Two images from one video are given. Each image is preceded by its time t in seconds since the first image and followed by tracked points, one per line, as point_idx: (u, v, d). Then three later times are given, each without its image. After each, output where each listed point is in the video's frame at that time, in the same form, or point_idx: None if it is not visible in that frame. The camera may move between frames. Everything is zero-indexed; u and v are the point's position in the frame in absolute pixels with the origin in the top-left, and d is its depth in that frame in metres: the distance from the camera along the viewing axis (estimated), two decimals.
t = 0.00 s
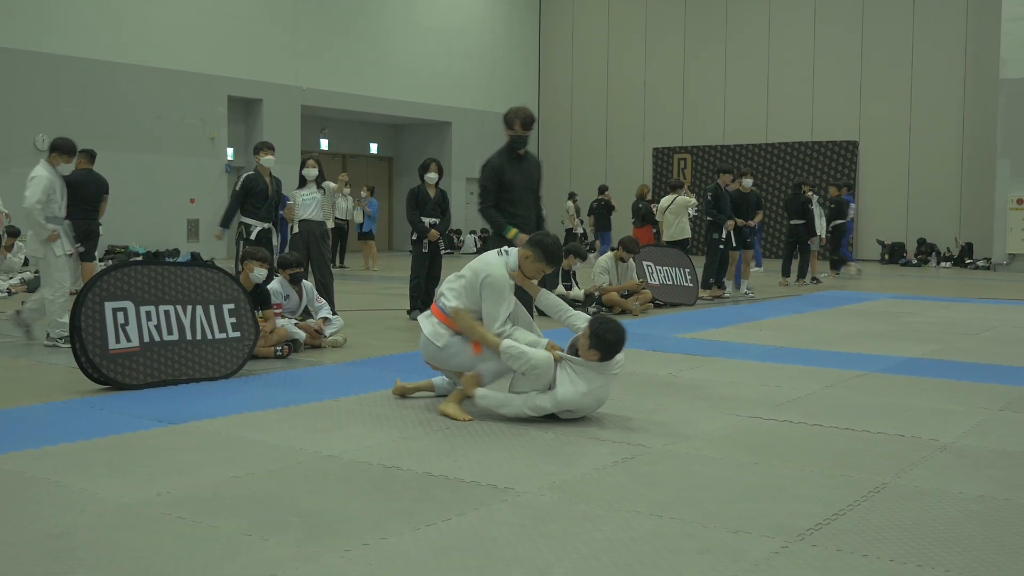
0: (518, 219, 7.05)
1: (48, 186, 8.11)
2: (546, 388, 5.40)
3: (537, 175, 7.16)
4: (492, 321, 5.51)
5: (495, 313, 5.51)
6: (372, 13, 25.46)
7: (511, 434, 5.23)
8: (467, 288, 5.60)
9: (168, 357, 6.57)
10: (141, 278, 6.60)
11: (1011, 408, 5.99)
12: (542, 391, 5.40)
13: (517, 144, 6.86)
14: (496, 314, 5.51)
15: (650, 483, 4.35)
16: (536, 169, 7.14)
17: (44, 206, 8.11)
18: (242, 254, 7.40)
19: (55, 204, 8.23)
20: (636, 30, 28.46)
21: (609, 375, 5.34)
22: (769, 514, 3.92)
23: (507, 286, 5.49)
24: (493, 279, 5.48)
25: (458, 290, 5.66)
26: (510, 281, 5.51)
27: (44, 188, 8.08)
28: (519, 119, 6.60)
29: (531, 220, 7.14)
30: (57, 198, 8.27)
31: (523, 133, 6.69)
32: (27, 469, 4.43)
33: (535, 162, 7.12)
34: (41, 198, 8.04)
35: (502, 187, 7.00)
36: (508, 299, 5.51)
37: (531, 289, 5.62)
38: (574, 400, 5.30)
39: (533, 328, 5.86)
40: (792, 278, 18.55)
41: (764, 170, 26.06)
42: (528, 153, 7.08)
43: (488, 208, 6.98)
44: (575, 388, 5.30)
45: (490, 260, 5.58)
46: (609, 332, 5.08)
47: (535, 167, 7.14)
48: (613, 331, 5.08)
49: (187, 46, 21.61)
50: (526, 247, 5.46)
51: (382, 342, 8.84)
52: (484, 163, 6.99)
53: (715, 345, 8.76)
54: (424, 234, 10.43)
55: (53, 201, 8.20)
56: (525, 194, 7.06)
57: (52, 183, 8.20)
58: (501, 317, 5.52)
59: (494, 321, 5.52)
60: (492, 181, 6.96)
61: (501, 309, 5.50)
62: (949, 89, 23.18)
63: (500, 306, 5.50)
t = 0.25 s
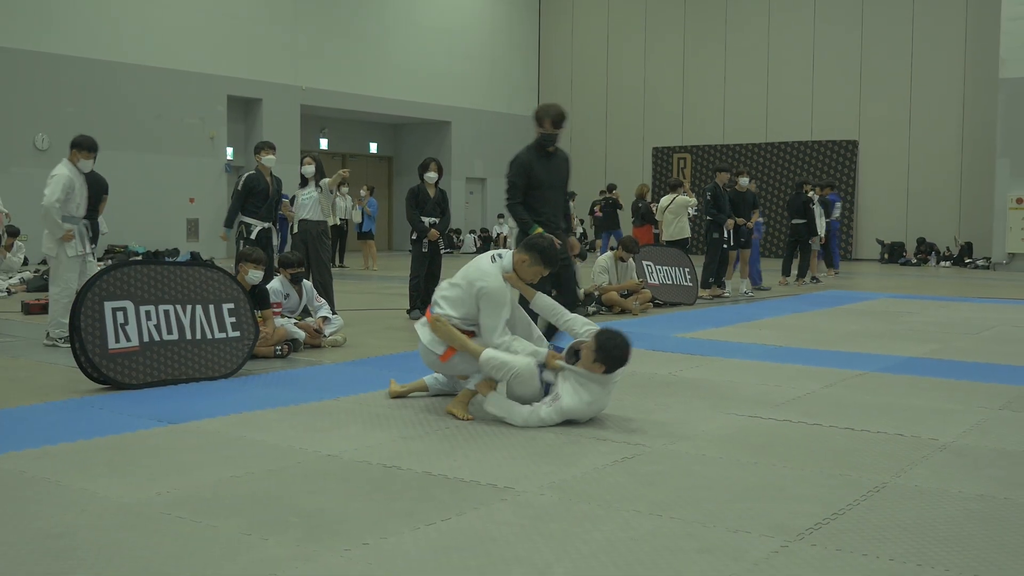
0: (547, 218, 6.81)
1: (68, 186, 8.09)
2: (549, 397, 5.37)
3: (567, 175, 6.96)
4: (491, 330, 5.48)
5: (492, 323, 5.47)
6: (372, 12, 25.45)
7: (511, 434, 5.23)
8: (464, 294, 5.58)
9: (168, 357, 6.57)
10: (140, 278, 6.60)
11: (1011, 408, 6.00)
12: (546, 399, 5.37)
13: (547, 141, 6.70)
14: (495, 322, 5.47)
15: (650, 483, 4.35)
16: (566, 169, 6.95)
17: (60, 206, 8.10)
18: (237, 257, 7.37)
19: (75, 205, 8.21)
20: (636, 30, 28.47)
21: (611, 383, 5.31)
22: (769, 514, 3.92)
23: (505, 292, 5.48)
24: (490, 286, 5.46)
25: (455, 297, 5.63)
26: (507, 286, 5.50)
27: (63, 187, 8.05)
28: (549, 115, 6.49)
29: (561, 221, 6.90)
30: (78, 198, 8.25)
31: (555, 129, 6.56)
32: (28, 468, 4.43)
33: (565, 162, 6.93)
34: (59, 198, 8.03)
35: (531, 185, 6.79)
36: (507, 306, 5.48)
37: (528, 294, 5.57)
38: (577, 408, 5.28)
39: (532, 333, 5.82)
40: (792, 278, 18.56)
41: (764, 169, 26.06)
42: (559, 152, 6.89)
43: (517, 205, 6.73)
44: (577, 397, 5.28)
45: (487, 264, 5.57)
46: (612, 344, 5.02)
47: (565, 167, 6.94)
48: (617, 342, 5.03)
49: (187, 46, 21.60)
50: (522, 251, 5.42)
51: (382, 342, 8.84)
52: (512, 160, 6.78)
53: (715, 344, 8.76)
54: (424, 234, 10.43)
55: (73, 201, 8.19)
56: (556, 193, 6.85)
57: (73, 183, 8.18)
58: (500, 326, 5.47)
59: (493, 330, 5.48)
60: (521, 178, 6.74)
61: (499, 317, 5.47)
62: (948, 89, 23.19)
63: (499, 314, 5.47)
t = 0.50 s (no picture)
0: (579, 219, 6.92)
1: (82, 185, 8.06)
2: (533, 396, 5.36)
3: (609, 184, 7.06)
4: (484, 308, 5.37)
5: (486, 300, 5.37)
6: (372, 12, 25.44)
7: (511, 434, 5.23)
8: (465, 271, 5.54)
9: (168, 357, 6.57)
10: (140, 277, 6.60)
11: (1011, 407, 5.99)
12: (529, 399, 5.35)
13: (589, 147, 6.84)
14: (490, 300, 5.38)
15: (650, 483, 4.35)
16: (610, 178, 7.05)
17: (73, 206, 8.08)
18: (236, 258, 7.36)
19: (91, 206, 8.16)
20: (636, 30, 28.46)
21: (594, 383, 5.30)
22: (769, 513, 3.91)
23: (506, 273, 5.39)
24: (491, 265, 5.38)
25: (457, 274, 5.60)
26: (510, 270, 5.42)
27: (78, 187, 8.04)
28: (591, 118, 6.66)
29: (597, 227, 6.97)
30: (95, 199, 8.19)
31: (595, 133, 6.72)
32: (27, 468, 4.43)
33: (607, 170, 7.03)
34: (71, 197, 8.01)
35: (566, 186, 6.92)
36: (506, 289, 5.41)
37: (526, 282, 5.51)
38: (559, 408, 5.25)
39: (529, 331, 5.81)
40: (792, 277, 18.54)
41: (764, 169, 26.05)
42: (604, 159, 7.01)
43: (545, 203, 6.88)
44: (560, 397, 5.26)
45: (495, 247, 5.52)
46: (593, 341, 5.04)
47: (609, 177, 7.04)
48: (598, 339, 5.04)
49: (187, 46, 21.60)
50: (531, 238, 5.39)
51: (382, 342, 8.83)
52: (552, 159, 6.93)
53: (715, 344, 8.75)
54: (424, 233, 10.42)
55: (89, 201, 8.15)
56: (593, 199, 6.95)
57: (89, 183, 8.14)
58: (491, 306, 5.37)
59: (484, 307, 5.37)
60: (556, 177, 6.88)
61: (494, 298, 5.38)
62: (949, 89, 23.17)
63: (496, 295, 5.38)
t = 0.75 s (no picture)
0: (626, 215, 6.72)
1: (91, 185, 7.95)
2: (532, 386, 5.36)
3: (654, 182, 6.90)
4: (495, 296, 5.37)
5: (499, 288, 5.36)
6: (372, 12, 25.45)
7: (511, 434, 5.23)
8: (480, 255, 5.50)
9: (168, 357, 6.57)
10: (141, 276, 6.60)
11: (1012, 407, 5.98)
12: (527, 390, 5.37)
13: (636, 143, 6.70)
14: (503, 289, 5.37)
15: (650, 483, 4.35)
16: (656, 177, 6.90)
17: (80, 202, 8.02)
18: (236, 258, 7.36)
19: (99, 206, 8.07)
20: (636, 30, 28.48)
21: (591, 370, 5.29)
22: (769, 513, 3.91)
23: (524, 265, 5.35)
24: (509, 255, 5.34)
25: (472, 254, 5.56)
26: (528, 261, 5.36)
27: (87, 188, 7.95)
28: (638, 113, 6.55)
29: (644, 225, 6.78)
30: (105, 199, 8.09)
31: (643, 129, 6.59)
32: (27, 469, 4.43)
33: (654, 167, 6.88)
34: (79, 196, 7.93)
35: (608, 181, 6.77)
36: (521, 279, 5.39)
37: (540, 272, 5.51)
38: (555, 395, 5.24)
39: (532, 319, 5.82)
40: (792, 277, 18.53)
41: (764, 169, 26.04)
42: (649, 157, 6.87)
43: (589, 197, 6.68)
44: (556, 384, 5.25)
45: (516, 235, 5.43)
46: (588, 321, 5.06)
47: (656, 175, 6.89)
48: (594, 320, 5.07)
49: (187, 46, 21.60)
50: (551, 235, 5.34)
51: (382, 341, 8.83)
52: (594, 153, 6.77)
53: (715, 344, 8.74)
54: (425, 234, 10.49)
55: (97, 202, 8.08)
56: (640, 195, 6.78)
57: (100, 183, 8.02)
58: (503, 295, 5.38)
59: (495, 294, 5.38)
60: (597, 171, 6.71)
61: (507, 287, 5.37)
62: (949, 89, 23.17)
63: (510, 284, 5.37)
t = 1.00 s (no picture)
0: (659, 219, 6.54)
1: (91, 186, 7.94)
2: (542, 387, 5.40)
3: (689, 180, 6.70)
4: (523, 308, 5.31)
5: (528, 300, 5.30)
6: (372, 13, 25.45)
7: (511, 434, 5.23)
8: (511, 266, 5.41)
9: (168, 357, 6.57)
10: (140, 276, 6.60)
11: (1012, 407, 5.98)
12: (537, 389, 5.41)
13: (665, 144, 6.50)
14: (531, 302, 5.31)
15: (651, 482, 4.35)
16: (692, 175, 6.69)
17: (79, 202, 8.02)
18: (236, 258, 7.36)
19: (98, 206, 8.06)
20: (637, 30, 28.48)
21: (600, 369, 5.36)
22: (769, 513, 3.91)
23: (556, 279, 5.27)
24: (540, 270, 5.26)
25: (502, 262, 5.48)
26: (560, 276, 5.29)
27: (87, 187, 7.93)
28: (663, 114, 6.33)
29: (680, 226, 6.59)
30: (104, 200, 8.08)
31: (671, 130, 6.38)
32: (27, 469, 4.43)
33: (688, 165, 6.67)
34: (78, 195, 7.92)
35: (638, 184, 6.61)
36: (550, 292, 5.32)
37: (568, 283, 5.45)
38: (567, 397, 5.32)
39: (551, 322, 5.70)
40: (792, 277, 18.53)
41: (764, 169, 26.04)
42: (683, 155, 6.67)
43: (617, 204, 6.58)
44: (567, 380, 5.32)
45: (549, 248, 5.34)
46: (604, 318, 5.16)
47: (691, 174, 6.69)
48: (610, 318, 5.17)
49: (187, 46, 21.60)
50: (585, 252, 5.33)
51: (382, 341, 8.83)
52: (623, 157, 6.62)
53: (715, 344, 8.73)
54: (425, 233, 10.45)
55: (96, 201, 8.06)
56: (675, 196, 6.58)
57: (101, 183, 8.02)
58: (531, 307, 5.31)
59: (522, 306, 5.32)
60: (625, 176, 6.59)
61: (536, 300, 5.30)
62: (949, 90, 23.16)
63: (539, 297, 5.30)
